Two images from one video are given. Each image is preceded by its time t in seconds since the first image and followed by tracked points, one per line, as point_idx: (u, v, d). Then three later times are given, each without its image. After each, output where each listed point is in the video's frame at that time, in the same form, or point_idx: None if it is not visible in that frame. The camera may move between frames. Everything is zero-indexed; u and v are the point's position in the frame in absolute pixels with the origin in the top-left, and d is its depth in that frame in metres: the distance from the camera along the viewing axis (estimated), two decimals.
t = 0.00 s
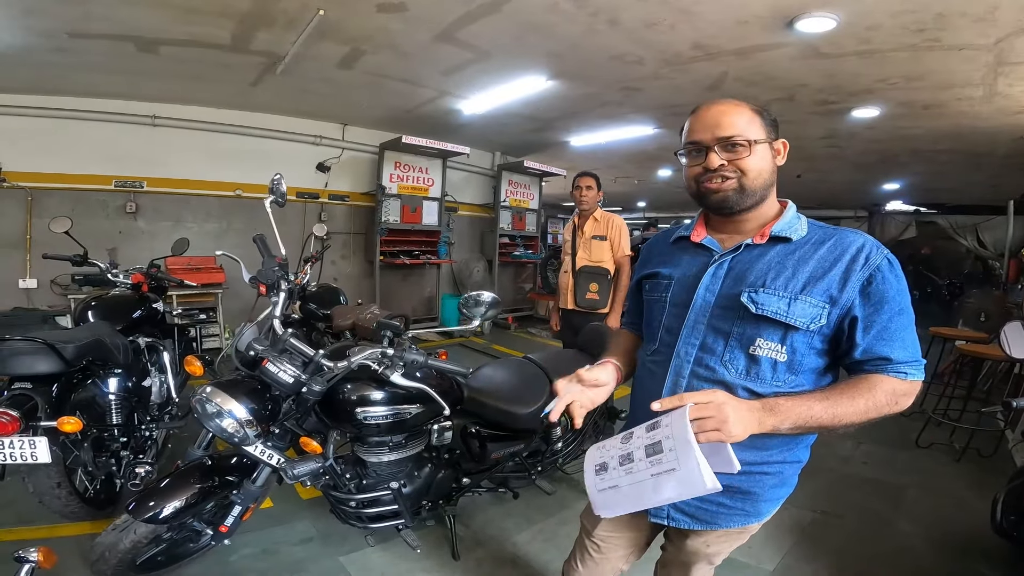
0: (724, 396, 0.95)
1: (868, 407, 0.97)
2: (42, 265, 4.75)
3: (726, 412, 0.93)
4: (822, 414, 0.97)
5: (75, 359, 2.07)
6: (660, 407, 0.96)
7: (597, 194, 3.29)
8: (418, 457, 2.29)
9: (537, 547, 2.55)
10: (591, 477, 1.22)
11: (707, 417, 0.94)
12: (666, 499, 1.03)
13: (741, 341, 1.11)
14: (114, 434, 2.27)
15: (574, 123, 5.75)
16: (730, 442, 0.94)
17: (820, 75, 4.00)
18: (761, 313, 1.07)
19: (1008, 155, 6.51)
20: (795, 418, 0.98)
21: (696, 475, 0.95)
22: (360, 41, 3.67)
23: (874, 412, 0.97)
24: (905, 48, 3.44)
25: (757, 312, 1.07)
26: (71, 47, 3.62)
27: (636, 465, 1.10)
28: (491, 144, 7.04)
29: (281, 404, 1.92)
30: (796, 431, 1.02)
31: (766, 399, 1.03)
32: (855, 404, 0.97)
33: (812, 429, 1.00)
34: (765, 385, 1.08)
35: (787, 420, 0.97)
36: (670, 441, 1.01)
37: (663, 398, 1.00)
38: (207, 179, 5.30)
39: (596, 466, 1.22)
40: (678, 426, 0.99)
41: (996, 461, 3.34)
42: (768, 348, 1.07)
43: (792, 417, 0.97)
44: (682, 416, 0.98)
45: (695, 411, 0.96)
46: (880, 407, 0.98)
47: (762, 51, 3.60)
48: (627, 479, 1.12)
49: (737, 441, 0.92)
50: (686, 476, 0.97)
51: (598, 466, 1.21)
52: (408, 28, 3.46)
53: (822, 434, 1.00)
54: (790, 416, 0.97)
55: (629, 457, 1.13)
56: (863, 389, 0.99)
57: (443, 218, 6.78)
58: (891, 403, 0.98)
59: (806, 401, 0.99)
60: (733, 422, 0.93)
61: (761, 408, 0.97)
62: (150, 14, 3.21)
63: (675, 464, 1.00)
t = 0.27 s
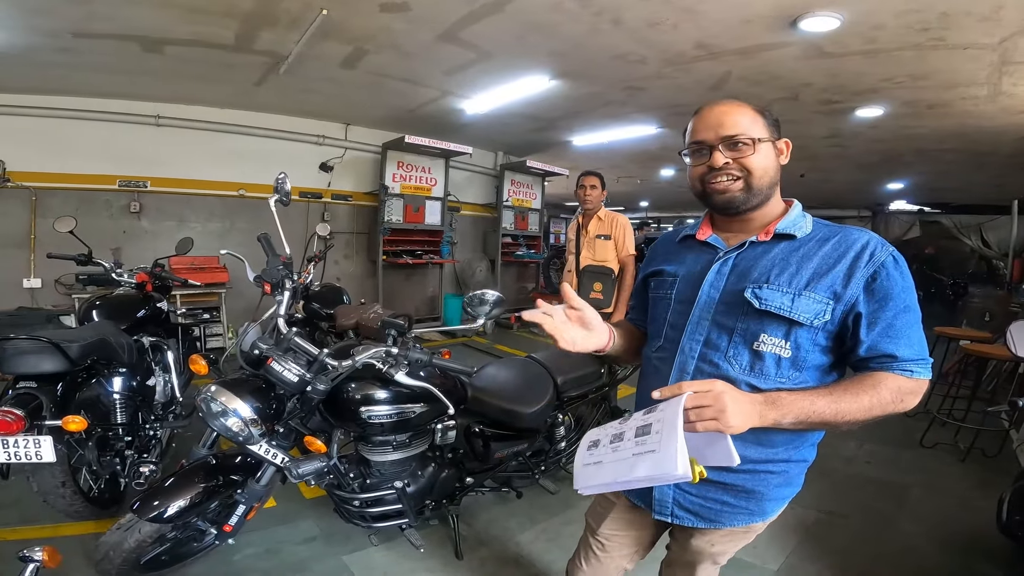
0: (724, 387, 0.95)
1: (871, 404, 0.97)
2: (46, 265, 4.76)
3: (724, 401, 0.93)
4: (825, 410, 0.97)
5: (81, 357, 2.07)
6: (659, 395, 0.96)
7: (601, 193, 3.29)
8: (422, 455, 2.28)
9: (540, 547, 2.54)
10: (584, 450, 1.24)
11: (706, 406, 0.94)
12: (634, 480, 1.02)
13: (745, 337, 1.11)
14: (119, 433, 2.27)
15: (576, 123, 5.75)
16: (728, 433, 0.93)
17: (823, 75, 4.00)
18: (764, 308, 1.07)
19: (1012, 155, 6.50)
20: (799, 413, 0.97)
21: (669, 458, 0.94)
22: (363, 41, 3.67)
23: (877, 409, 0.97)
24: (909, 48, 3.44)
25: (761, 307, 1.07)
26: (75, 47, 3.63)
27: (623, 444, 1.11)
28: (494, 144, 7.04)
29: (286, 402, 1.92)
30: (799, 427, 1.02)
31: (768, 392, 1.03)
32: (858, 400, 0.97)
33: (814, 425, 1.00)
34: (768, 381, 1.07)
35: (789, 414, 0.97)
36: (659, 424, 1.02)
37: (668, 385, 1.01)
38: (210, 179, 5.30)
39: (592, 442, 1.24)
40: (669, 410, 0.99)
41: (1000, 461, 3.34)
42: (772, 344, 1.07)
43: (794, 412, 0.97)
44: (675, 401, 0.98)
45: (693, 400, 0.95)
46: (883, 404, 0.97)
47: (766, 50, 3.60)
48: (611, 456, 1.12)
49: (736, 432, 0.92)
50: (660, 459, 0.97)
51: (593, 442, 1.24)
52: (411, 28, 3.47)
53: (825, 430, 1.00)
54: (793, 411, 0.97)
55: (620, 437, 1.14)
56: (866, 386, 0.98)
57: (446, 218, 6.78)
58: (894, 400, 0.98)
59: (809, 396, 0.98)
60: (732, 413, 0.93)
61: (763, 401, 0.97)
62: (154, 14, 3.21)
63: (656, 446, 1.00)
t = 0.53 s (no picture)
0: (738, 387, 0.94)
1: (881, 403, 0.97)
2: (51, 265, 4.78)
3: (738, 401, 0.93)
4: (835, 409, 0.97)
5: (86, 357, 2.08)
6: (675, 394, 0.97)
7: (604, 193, 3.27)
8: (425, 455, 2.28)
9: (543, 547, 2.54)
10: (594, 446, 1.24)
11: (719, 406, 0.94)
12: (649, 480, 1.03)
13: (755, 336, 1.10)
14: (124, 433, 2.28)
15: (579, 122, 5.74)
16: (740, 433, 0.93)
17: (827, 74, 3.98)
18: (775, 308, 1.06)
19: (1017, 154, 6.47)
20: (809, 413, 0.97)
21: (686, 460, 0.96)
22: (366, 41, 3.68)
23: (885, 408, 0.97)
24: (913, 47, 3.43)
25: (772, 307, 1.06)
26: (79, 47, 3.64)
27: (636, 443, 1.11)
28: (496, 144, 7.04)
29: (290, 402, 1.92)
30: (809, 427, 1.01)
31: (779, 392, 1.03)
32: (867, 399, 0.97)
33: (824, 425, 1.00)
34: (778, 381, 1.07)
35: (800, 414, 0.97)
36: (673, 424, 1.02)
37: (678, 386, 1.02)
38: (213, 179, 5.31)
39: (602, 438, 1.25)
40: (683, 411, 1.00)
41: (1005, 461, 3.32)
42: (783, 344, 1.06)
43: (806, 412, 0.97)
44: (691, 402, 0.99)
45: (707, 400, 0.95)
46: (892, 403, 0.97)
47: (769, 49, 3.59)
48: (624, 454, 1.13)
49: (748, 432, 0.92)
50: (676, 460, 0.98)
51: (604, 438, 1.24)
52: (414, 28, 3.47)
53: (834, 430, 1.00)
54: (804, 411, 0.97)
55: (633, 434, 1.15)
56: (875, 385, 0.98)
57: (449, 217, 6.78)
58: (903, 400, 0.98)
59: (819, 396, 0.98)
60: (745, 414, 0.92)
61: (774, 401, 0.96)
62: (158, 14, 3.22)
63: (671, 447, 1.00)
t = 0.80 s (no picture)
0: (740, 391, 0.94)
1: (884, 406, 0.96)
2: (56, 265, 4.81)
3: (741, 404, 0.92)
4: (838, 411, 0.96)
5: (90, 356, 2.09)
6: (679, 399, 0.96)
7: (607, 192, 3.27)
8: (427, 455, 2.28)
9: (545, 547, 2.54)
10: (601, 456, 1.24)
11: (721, 409, 0.93)
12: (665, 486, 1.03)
13: (757, 337, 1.10)
14: (127, 432, 2.29)
15: (582, 122, 5.74)
16: (742, 436, 0.92)
17: (831, 73, 3.96)
18: (779, 309, 1.05)
19: None
20: (811, 416, 0.97)
21: (696, 464, 0.95)
22: (369, 41, 3.68)
23: (889, 411, 0.97)
24: (918, 46, 3.41)
25: (776, 308, 1.06)
26: (84, 48, 3.66)
27: (644, 450, 1.11)
28: (500, 144, 7.04)
29: (292, 401, 1.93)
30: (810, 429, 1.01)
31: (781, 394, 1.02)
32: (871, 402, 0.96)
33: (826, 427, 1.00)
34: (780, 382, 1.07)
35: (802, 416, 0.96)
36: (678, 429, 1.02)
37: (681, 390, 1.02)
38: (217, 179, 5.33)
39: (606, 446, 1.24)
40: (686, 416, 0.99)
41: (1011, 462, 3.30)
42: (786, 345, 1.06)
43: (808, 414, 0.97)
44: (693, 406, 0.98)
45: (709, 403, 0.95)
46: (896, 406, 0.97)
47: (772, 48, 3.57)
48: (634, 462, 1.13)
49: (750, 435, 0.91)
50: (686, 466, 0.98)
51: (608, 446, 1.23)
52: (416, 27, 3.47)
53: (837, 431, 1.00)
54: (806, 414, 0.96)
55: (638, 441, 1.14)
56: (879, 388, 0.98)
57: (452, 217, 6.79)
58: (907, 402, 0.97)
59: (823, 398, 0.97)
60: (749, 417, 0.91)
61: (776, 404, 0.96)
62: (162, 14, 3.23)
63: (679, 452, 1.00)
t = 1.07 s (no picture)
0: (734, 400, 0.94)
1: (888, 415, 0.95)
2: (60, 265, 4.82)
3: (733, 413, 0.93)
4: (836, 420, 0.96)
5: (95, 356, 2.10)
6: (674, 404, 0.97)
7: (609, 192, 3.27)
8: (430, 455, 2.29)
9: (547, 547, 2.54)
10: (596, 456, 1.24)
11: (713, 419, 0.94)
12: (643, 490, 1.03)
13: (755, 342, 1.10)
14: (132, 431, 2.29)
15: (585, 122, 5.74)
16: (734, 444, 0.93)
17: (834, 73, 3.96)
18: (777, 315, 1.05)
19: None
20: (808, 424, 0.97)
21: (677, 472, 0.94)
22: (372, 41, 3.68)
23: (893, 422, 0.95)
24: (922, 46, 3.40)
25: (774, 313, 1.06)
26: (88, 48, 3.67)
27: (633, 452, 1.10)
28: (502, 144, 7.04)
29: (296, 401, 1.94)
30: (807, 436, 1.01)
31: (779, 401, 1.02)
32: (874, 411, 0.95)
33: (824, 435, 0.99)
34: (778, 387, 1.07)
35: (798, 424, 0.96)
36: (668, 435, 1.01)
37: (678, 398, 1.04)
38: (221, 179, 5.34)
39: (604, 447, 1.24)
40: (678, 423, 0.99)
41: (1015, 463, 3.29)
42: (784, 351, 1.06)
43: (804, 422, 0.97)
44: (686, 414, 0.98)
45: (702, 412, 0.95)
46: (902, 416, 0.95)
47: (776, 48, 3.57)
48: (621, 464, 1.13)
49: (743, 444, 0.91)
50: (667, 471, 0.97)
51: (606, 446, 1.23)
52: (419, 28, 3.48)
53: (837, 440, 0.99)
54: (802, 422, 0.96)
55: (631, 444, 1.13)
56: (884, 397, 0.96)
57: (455, 217, 6.79)
58: (914, 412, 0.96)
59: (822, 406, 0.97)
60: (740, 426, 0.92)
61: (772, 412, 0.97)
62: (166, 14, 3.24)
63: (664, 458, 0.99)
